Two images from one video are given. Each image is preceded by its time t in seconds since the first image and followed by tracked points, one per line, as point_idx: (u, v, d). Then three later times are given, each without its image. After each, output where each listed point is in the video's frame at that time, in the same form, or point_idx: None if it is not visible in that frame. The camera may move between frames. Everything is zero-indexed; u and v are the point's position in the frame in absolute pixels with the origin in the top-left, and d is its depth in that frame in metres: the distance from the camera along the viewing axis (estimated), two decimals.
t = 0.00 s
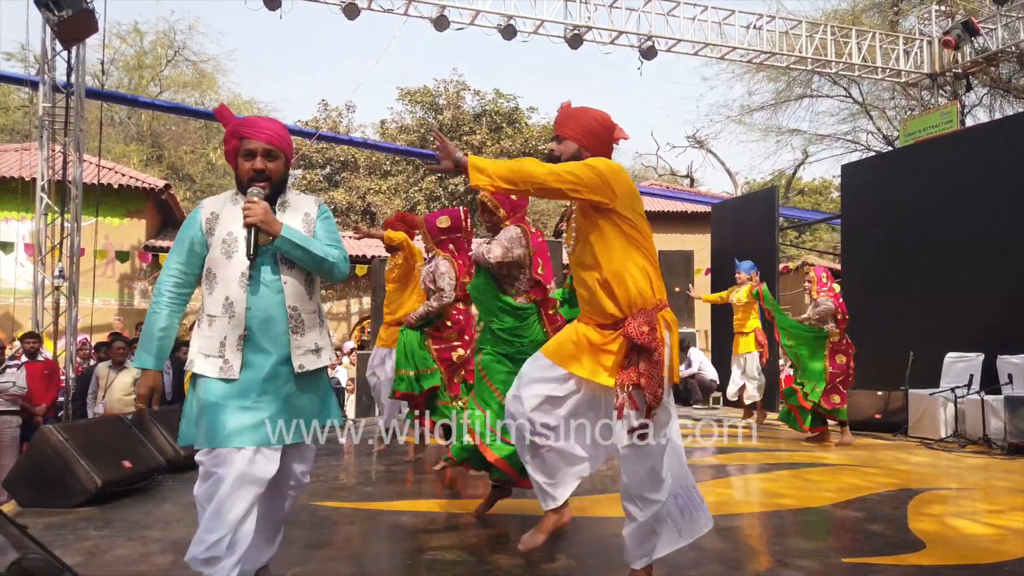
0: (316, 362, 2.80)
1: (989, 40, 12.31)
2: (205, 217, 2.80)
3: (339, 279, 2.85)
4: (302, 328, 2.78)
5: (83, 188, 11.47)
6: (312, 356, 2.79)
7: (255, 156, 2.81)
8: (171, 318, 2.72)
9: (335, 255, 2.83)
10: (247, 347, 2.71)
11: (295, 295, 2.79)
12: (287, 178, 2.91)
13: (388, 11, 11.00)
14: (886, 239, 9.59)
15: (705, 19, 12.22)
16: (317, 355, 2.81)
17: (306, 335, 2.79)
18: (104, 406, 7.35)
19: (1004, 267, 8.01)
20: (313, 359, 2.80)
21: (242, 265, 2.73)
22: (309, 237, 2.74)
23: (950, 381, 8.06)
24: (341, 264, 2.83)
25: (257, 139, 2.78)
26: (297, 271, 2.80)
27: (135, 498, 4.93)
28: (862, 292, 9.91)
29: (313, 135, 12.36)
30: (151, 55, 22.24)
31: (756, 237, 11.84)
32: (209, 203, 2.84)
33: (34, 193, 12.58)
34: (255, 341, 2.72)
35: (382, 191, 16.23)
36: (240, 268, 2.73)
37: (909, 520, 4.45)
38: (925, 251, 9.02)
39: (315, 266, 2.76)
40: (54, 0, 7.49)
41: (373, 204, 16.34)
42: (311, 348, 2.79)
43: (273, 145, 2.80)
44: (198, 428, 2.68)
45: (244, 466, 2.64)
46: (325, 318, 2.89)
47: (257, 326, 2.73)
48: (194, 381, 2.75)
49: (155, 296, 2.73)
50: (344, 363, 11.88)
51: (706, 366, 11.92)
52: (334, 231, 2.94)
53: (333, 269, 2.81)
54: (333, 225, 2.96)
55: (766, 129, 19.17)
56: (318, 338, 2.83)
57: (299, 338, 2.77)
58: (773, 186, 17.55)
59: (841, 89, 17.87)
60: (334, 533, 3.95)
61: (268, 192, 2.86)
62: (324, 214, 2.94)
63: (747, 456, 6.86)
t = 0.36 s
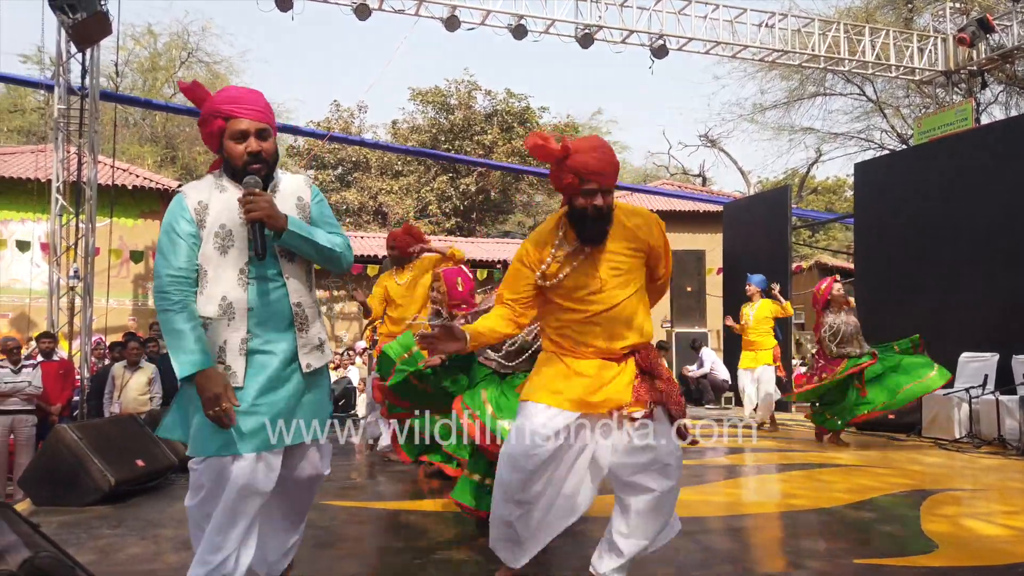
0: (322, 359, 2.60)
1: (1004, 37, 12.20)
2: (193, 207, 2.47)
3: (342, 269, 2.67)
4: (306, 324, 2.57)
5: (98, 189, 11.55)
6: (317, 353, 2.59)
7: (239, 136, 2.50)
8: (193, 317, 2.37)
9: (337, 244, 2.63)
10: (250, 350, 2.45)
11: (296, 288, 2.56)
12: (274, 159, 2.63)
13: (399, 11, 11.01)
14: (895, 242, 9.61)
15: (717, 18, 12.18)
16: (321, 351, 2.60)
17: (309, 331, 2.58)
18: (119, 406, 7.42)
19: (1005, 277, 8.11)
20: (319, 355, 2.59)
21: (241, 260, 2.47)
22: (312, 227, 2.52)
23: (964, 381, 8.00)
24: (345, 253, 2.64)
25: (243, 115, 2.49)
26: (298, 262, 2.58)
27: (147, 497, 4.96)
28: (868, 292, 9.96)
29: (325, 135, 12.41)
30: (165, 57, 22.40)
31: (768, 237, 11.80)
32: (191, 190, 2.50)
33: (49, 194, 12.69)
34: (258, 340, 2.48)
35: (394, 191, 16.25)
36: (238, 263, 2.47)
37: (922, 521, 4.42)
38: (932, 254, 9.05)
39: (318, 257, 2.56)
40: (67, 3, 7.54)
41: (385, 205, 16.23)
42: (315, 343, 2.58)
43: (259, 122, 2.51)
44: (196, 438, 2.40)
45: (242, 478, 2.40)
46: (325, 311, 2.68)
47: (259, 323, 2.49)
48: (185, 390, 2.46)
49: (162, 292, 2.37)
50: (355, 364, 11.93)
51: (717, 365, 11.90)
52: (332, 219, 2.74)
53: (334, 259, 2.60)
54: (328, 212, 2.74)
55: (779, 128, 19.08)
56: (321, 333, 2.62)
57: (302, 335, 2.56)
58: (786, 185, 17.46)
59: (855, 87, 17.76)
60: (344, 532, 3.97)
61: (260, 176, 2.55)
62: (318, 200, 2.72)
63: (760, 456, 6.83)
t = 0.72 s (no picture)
0: (320, 356, 2.40)
1: (1019, 34, 12.10)
2: (195, 184, 2.44)
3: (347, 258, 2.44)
4: (301, 316, 2.38)
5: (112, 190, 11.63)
6: (314, 350, 2.39)
7: (244, 109, 2.39)
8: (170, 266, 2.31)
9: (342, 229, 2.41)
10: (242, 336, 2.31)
11: (294, 277, 2.40)
12: (279, 136, 2.47)
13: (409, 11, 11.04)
14: (902, 244, 9.65)
15: (728, 16, 12.13)
16: (320, 348, 2.41)
17: (306, 325, 2.39)
18: (133, 406, 7.47)
19: (1010, 278, 8.15)
20: (315, 352, 2.40)
21: (237, 238, 2.36)
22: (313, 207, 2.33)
23: (978, 382, 7.95)
24: (349, 239, 2.41)
25: (246, 86, 2.39)
26: (297, 249, 2.41)
27: (159, 496, 4.99)
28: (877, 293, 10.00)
29: (336, 136, 12.45)
30: (178, 58, 22.56)
31: (781, 236, 11.72)
32: (200, 168, 2.49)
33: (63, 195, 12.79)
34: (252, 328, 2.33)
35: (404, 191, 16.28)
36: (236, 244, 2.35)
37: (934, 524, 4.39)
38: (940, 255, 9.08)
39: (316, 240, 2.35)
40: (81, 5, 7.59)
41: (396, 205, 16.33)
42: (312, 339, 2.39)
43: (261, 94, 2.40)
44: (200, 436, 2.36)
45: (245, 481, 2.31)
46: (329, 305, 2.48)
47: (254, 311, 2.34)
48: (188, 380, 2.40)
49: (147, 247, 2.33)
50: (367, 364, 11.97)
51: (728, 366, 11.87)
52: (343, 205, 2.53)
53: (334, 242, 2.38)
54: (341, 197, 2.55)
55: (791, 127, 19.01)
56: (321, 328, 2.42)
57: (297, 328, 2.37)
58: (798, 185, 17.38)
59: (868, 85, 17.66)
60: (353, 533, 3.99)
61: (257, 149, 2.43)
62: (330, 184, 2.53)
63: (771, 458, 6.80)
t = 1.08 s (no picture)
0: (306, 373, 2.21)
1: None
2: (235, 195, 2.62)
3: (322, 258, 2.11)
4: (285, 326, 2.21)
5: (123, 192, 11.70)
6: (297, 365, 2.21)
7: (267, 103, 2.28)
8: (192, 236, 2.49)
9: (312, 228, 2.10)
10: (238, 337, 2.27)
11: (283, 278, 2.23)
12: (302, 135, 2.31)
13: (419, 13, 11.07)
14: (911, 245, 9.62)
15: (738, 16, 12.09)
16: (309, 365, 2.22)
17: (291, 338, 2.21)
18: (144, 406, 7.52)
19: None
20: (299, 368, 2.21)
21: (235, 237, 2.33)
22: (278, 204, 2.10)
23: (989, 383, 7.89)
24: (316, 237, 2.10)
25: (268, 85, 2.27)
26: (288, 254, 2.24)
27: (169, 497, 5.02)
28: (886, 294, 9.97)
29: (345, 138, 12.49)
30: (189, 60, 22.67)
31: (791, 236, 11.67)
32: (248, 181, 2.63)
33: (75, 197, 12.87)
34: (237, 325, 2.27)
35: (413, 192, 16.32)
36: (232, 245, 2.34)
37: (944, 526, 4.37)
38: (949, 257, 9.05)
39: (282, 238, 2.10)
40: (93, 9, 7.64)
41: (405, 206, 16.37)
42: (299, 353, 2.21)
43: (281, 90, 2.27)
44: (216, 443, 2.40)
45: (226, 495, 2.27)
46: (334, 317, 2.27)
47: (242, 316, 2.27)
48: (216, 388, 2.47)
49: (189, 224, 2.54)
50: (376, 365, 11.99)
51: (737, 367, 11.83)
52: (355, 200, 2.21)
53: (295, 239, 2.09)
54: (360, 189, 2.23)
55: (801, 126, 18.94)
56: (309, 342, 2.22)
57: (279, 340, 2.21)
58: (808, 185, 17.31)
59: (879, 84, 17.58)
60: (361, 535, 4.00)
61: (269, 147, 2.30)
62: (343, 181, 2.24)
63: (780, 459, 6.78)
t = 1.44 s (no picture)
0: (334, 397, 1.86)
1: None
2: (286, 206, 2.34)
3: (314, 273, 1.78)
4: (310, 347, 1.89)
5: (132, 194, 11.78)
6: (327, 388, 1.87)
7: (269, 108, 1.99)
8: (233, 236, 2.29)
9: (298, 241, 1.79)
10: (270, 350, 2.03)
11: (301, 289, 1.90)
12: (308, 136, 1.99)
13: (425, 14, 11.12)
14: (919, 246, 9.57)
15: (745, 16, 12.07)
16: (339, 387, 1.87)
17: (317, 360, 1.88)
18: (152, 407, 7.54)
19: None
20: (332, 391, 1.87)
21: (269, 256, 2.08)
22: (264, 218, 1.82)
23: (999, 385, 7.83)
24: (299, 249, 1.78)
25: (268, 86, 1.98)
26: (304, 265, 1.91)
27: (176, 498, 5.04)
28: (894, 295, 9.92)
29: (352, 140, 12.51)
30: (197, 62, 22.76)
31: (799, 237, 11.62)
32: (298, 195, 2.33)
33: (83, 199, 12.94)
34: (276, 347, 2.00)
35: (420, 193, 16.36)
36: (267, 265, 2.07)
37: (952, 529, 4.35)
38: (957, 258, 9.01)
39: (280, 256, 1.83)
40: (101, 12, 7.68)
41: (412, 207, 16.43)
42: (327, 375, 1.87)
43: (276, 91, 1.96)
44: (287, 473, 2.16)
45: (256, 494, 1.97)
46: (360, 329, 1.88)
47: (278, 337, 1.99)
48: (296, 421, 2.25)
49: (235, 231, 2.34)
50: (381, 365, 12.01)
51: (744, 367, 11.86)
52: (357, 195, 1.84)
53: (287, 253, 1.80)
54: (358, 184, 1.86)
55: (808, 126, 18.90)
56: (337, 361, 1.87)
57: (307, 363, 1.89)
58: (815, 185, 17.26)
59: (887, 84, 17.51)
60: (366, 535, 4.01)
61: (282, 158, 2.02)
62: (341, 180, 1.88)
63: (788, 461, 6.76)
